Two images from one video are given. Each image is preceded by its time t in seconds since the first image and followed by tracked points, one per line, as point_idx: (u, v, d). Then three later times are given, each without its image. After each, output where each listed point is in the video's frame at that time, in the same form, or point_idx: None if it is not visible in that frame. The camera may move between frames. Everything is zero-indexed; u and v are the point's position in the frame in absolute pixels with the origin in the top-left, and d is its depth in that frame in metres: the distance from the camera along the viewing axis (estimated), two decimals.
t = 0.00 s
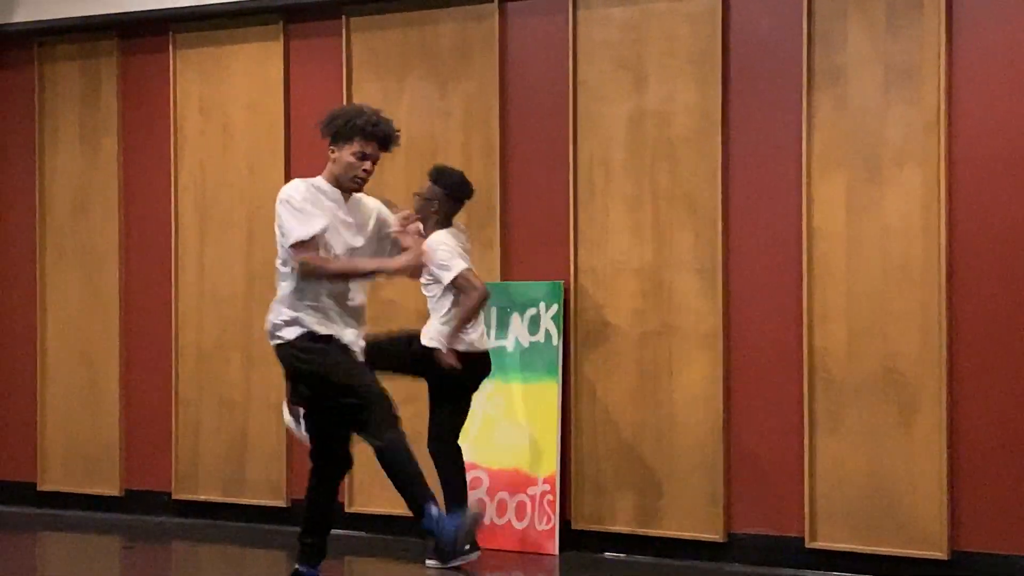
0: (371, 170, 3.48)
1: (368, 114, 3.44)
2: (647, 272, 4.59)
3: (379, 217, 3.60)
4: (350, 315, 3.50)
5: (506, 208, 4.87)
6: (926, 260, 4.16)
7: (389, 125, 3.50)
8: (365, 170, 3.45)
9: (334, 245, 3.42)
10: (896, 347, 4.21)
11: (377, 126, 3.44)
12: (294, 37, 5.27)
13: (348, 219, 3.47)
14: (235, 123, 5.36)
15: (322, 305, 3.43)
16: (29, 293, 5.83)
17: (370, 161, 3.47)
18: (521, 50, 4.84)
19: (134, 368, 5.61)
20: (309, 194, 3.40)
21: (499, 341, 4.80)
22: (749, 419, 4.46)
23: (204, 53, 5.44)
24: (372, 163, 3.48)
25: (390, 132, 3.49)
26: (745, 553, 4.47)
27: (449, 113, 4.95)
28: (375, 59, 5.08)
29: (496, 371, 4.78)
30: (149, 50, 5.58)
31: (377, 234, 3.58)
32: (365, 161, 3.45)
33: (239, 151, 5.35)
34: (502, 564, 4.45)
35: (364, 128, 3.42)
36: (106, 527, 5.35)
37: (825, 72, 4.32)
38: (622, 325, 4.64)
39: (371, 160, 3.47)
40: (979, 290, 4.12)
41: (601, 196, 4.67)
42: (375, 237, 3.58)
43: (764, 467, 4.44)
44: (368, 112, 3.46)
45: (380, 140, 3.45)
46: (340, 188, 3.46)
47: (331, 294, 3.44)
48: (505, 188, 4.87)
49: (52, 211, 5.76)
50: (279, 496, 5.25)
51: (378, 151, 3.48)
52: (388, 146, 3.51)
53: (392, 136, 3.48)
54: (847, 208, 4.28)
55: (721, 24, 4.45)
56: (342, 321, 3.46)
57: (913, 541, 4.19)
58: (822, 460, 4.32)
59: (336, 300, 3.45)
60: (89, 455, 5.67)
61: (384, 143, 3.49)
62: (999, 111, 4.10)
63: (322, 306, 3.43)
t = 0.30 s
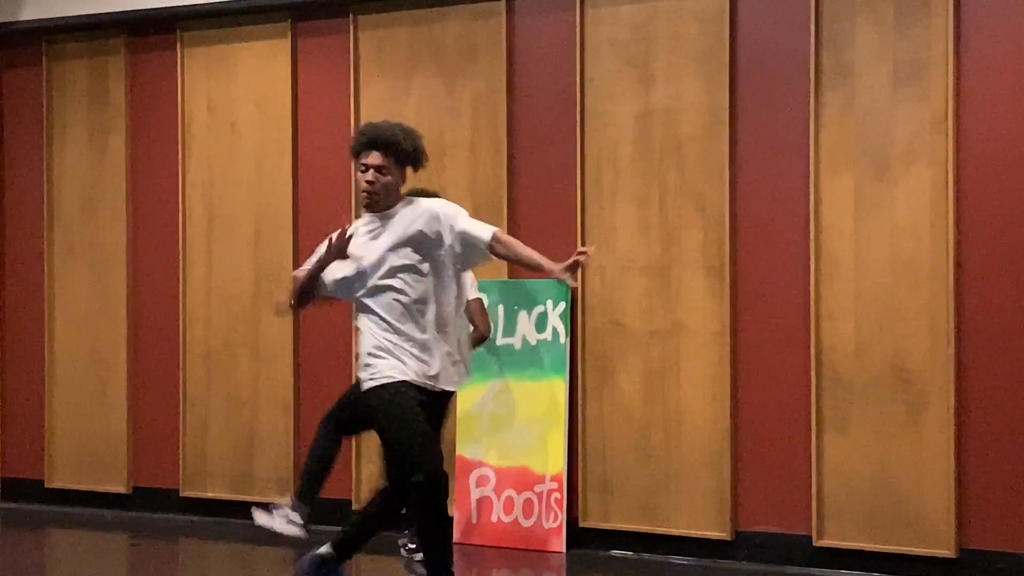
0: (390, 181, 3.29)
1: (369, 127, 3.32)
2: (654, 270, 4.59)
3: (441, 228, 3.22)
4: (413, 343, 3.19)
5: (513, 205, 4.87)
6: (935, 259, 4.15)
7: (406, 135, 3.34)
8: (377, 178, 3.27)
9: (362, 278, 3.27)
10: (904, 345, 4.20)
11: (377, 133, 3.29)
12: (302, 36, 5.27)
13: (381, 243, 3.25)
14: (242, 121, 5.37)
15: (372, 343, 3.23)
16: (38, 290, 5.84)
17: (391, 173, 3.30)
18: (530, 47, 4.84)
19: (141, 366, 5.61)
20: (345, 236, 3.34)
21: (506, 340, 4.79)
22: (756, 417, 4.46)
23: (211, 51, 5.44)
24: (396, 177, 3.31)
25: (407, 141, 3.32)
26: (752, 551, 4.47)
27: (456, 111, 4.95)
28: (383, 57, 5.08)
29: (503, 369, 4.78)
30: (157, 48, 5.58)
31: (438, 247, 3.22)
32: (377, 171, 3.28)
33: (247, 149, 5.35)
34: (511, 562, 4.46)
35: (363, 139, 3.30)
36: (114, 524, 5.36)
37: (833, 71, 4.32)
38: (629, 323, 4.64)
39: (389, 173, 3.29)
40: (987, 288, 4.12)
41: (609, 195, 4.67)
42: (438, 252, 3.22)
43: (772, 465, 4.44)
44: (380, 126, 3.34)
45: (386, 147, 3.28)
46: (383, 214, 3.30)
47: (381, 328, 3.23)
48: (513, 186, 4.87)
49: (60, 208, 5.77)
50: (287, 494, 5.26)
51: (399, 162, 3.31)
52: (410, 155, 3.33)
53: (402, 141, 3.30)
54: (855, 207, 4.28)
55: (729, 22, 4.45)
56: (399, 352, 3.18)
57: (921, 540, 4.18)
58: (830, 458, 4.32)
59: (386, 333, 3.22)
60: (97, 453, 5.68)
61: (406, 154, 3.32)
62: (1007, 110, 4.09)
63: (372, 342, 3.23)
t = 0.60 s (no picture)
0: (454, 171, 2.96)
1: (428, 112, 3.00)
2: (660, 270, 4.59)
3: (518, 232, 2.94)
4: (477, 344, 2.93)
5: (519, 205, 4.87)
6: (940, 258, 4.15)
7: (470, 113, 2.97)
8: (438, 170, 2.96)
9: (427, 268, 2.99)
10: (910, 344, 4.20)
11: (432, 118, 2.97)
12: (307, 35, 5.27)
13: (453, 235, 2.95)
14: (248, 121, 5.37)
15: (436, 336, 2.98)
16: (44, 289, 5.84)
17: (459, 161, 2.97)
18: (535, 46, 4.83)
19: (147, 365, 5.62)
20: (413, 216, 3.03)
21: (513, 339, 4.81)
22: (762, 416, 4.45)
23: (217, 50, 5.44)
24: (464, 165, 2.97)
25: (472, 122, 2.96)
26: (758, 550, 4.46)
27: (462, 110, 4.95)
28: (388, 56, 5.08)
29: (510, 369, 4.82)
30: (163, 47, 5.58)
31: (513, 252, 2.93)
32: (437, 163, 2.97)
33: (252, 148, 5.36)
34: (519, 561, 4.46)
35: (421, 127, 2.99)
36: (119, 523, 5.36)
37: (839, 69, 4.31)
38: (634, 322, 4.64)
39: (454, 162, 2.96)
40: (993, 288, 4.11)
41: (614, 194, 4.67)
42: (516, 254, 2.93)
43: (778, 464, 4.44)
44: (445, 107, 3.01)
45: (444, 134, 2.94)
46: (456, 205, 2.99)
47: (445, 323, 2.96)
48: (519, 186, 4.87)
49: (66, 207, 5.77)
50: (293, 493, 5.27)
51: (463, 146, 2.96)
52: (472, 135, 2.96)
53: (460, 124, 2.94)
54: (860, 205, 4.28)
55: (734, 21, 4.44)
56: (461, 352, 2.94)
57: (927, 539, 4.18)
58: (836, 457, 4.32)
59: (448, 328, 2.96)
60: (102, 452, 5.69)
61: (472, 137, 2.96)
62: (1013, 109, 4.08)
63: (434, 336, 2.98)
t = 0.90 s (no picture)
0: (500, 159, 2.84)
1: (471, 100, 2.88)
2: (663, 271, 4.59)
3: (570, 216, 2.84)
4: (525, 339, 2.81)
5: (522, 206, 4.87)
6: (944, 259, 4.15)
7: (507, 97, 2.85)
8: (484, 160, 2.85)
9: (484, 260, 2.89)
10: (914, 345, 4.20)
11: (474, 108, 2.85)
12: (310, 36, 5.28)
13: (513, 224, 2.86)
14: (251, 122, 5.37)
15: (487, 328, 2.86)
16: (49, 291, 5.85)
17: (502, 148, 2.84)
18: (538, 47, 4.83)
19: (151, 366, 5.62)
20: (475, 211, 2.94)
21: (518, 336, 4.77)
22: (766, 417, 4.45)
23: (220, 52, 5.44)
24: (511, 150, 2.85)
25: (515, 105, 2.84)
26: (763, 551, 4.46)
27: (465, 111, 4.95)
28: (392, 57, 5.08)
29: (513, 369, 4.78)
30: (166, 48, 5.59)
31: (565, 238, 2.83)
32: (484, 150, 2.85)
33: (255, 149, 5.36)
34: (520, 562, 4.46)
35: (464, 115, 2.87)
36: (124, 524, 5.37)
37: (843, 70, 4.31)
38: (638, 323, 4.63)
39: (498, 148, 2.84)
40: (997, 288, 4.11)
41: (618, 195, 4.67)
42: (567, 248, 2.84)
43: (782, 465, 4.43)
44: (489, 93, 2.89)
45: (482, 124, 2.83)
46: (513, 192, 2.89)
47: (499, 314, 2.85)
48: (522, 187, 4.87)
49: (71, 209, 5.78)
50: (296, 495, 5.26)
51: (505, 133, 2.84)
52: (513, 124, 2.83)
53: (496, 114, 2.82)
54: (864, 206, 4.27)
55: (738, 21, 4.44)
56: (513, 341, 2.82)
57: (932, 540, 4.18)
58: (840, 458, 4.31)
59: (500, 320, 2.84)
60: (106, 453, 5.69)
61: (517, 124, 2.84)
62: (1016, 109, 4.08)
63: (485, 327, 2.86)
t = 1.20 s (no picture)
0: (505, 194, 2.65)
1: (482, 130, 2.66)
2: (666, 273, 4.58)
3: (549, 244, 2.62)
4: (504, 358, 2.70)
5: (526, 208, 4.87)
6: (948, 262, 4.14)
7: (518, 129, 2.61)
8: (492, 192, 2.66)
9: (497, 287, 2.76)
10: (917, 348, 4.19)
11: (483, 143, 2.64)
12: (314, 39, 5.27)
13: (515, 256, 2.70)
14: (254, 124, 5.37)
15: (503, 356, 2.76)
16: (52, 293, 5.85)
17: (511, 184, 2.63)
18: (542, 50, 4.83)
19: (155, 369, 5.62)
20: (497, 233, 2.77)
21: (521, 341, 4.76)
22: (769, 420, 4.45)
23: (224, 55, 5.44)
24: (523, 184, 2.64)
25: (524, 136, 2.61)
26: (765, 554, 4.46)
27: (469, 114, 4.95)
28: (395, 60, 5.08)
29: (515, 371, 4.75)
30: (169, 50, 5.59)
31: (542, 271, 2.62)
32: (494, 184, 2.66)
33: (258, 152, 5.36)
34: (521, 564, 4.48)
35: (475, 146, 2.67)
36: (127, 527, 5.37)
37: (846, 72, 4.31)
38: (641, 326, 4.63)
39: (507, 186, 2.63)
40: (1001, 290, 4.10)
41: (621, 197, 4.67)
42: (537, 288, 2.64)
43: (785, 468, 4.43)
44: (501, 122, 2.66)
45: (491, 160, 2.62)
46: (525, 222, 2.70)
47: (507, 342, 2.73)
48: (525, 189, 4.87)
49: (74, 211, 5.78)
50: (299, 497, 5.26)
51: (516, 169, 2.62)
52: (521, 159, 2.61)
53: (505, 150, 2.59)
54: (867, 209, 4.27)
55: (741, 23, 4.44)
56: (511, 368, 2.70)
57: (935, 543, 4.17)
58: (843, 460, 4.31)
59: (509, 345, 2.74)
60: (109, 456, 5.69)
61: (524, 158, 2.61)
62: (1020, 111, 4.08)
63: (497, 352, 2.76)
